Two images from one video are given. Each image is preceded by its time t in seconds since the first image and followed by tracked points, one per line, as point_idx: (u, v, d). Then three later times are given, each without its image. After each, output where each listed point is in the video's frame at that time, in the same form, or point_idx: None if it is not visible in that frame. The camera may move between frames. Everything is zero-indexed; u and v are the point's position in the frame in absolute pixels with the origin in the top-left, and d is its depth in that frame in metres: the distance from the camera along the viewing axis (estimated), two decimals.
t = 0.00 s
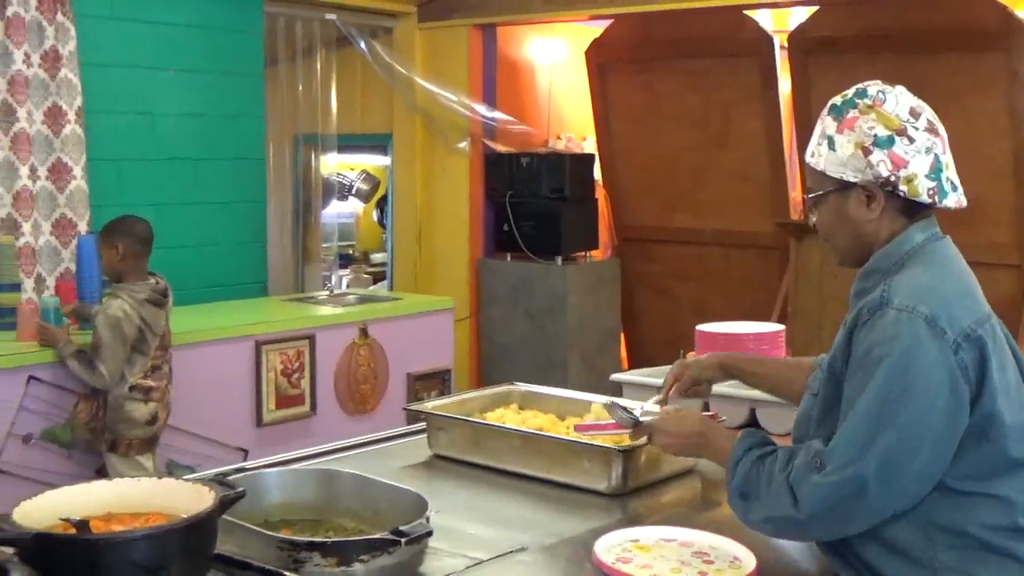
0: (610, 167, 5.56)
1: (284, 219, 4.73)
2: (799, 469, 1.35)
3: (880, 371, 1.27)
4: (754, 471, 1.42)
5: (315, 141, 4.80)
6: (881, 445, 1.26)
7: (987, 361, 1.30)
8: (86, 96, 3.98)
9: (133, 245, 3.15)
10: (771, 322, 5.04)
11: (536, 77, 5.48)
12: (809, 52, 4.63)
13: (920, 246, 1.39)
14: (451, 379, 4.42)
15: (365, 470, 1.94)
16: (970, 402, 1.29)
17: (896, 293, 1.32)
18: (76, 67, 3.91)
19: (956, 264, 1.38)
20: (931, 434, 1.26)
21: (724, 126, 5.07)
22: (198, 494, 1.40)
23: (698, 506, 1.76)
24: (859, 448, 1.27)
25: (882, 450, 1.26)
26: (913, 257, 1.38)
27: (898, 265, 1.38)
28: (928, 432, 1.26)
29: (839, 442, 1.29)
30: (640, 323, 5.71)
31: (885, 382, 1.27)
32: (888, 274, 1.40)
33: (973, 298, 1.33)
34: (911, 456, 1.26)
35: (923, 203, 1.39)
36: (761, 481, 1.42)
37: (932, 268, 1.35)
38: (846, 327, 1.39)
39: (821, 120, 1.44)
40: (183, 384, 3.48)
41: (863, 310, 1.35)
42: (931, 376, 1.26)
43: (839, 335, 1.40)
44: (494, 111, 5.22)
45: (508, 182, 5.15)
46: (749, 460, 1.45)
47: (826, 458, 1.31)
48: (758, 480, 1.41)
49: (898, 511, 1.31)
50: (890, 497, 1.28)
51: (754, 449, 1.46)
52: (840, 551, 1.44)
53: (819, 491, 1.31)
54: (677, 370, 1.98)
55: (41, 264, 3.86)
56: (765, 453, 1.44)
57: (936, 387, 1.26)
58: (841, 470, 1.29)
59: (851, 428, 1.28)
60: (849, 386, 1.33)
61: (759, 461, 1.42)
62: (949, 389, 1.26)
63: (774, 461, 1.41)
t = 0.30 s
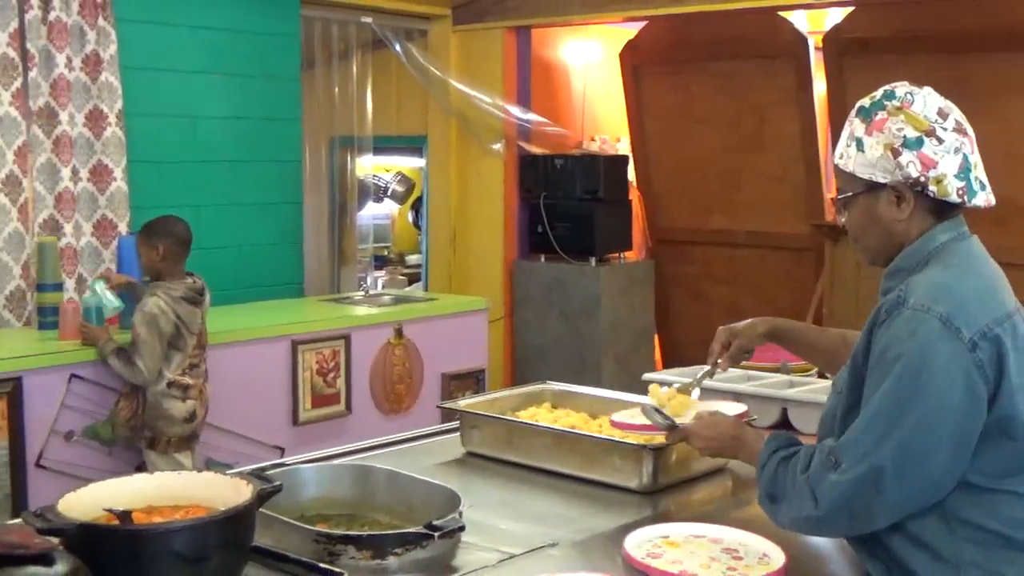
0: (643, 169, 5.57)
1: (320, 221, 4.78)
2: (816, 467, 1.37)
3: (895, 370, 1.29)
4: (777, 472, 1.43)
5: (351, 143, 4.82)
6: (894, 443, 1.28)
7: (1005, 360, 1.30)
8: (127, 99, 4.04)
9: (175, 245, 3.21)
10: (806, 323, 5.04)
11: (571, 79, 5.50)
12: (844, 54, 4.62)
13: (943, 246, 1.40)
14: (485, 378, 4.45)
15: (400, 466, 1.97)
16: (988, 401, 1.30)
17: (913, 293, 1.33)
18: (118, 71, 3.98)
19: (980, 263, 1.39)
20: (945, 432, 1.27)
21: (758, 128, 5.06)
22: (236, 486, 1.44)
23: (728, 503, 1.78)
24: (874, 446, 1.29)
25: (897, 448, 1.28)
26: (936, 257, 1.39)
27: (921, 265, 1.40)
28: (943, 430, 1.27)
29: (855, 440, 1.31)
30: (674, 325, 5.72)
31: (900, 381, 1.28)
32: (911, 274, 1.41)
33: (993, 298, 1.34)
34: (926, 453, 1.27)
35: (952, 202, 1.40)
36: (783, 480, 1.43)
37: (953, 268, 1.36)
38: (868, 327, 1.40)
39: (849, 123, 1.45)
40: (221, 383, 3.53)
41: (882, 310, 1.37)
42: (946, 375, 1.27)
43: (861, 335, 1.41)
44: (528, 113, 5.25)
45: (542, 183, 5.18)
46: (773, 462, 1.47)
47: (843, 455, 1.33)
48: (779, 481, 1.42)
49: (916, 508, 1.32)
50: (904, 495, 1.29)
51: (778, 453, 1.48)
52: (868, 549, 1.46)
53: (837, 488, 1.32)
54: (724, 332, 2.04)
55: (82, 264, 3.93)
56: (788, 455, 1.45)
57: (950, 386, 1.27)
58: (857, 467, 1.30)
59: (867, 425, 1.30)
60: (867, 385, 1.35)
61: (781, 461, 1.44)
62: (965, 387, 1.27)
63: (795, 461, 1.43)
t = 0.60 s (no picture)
0: (680, 170, 5.57)
1: (358, 221, 4.82)
2: (859, 473, 1.36)
3: (933, 370, 1.29)
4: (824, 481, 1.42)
5: (389, 145, 4.88)
6: (937, 444, 1.28)
7: None
8: (169, 102, 4.09)
9: (216, 246, 3.26)
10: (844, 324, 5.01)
11: (607, 81, 5.51)
12: (882, 54, 4.61)
13: (974, 246, 1.41)
14: (521, 378, 4.47)
15: (437, 464, 1.99)
16: None
17: (946, 293, 1.34)
18: (159, 74, 4.03)
19: (1011, 262, 1.40)
20: (986, 429, 1.27)
21: (794, 128, 5.05)
22: (276, 479, 1.47)
23: (761, 502, 1.79)
24: (917, 448, 1.29)
25: (940, 448, 1.27)
26: (968, 257, 1.40)
27: (953, 265, 1.41)
28: (985, 428, 1.27)
29: (897, 443, 1.30)
30: (711, 325, 5.71)
31: (938, 381, 1.28)
32: (942, 273, 1.42)
33: None
34: (970, 452, 1.27)
35: (980, 201, 1.40)
36: (830, 489, 1.42)
37: (984, 266, 1.37)
38: (902, 330, 1.40)
39: (877, 128, 1.46)
40: (260, 382, 3.58)
41: (915, 311, 1.37)
42: (984, 373, 1.27)
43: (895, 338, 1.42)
44: (564, 114, 5.26)
45: (578, 184, 5.20)
46: (819, 470, 1.46)
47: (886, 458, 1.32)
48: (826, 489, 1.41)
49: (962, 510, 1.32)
50: (951, 495, 1.28)
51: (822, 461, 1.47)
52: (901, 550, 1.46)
53: (882, 493, 1.32)
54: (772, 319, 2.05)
55: (125, 266, 3.99)
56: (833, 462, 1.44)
57: (988, 384, 1.27)
58: (901, 469, 1.30)
59: (908, 427, 1.30)
60: (904, 388, 1.35)
61: (826, 470, 1.43)
62: (1003, 383, 1.28)
63: (839, 468, 1.42)
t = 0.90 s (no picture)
0: (716, 172, 5.56)
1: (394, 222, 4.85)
2: (914, 483, 1.35)
3: (981, 376, 1.29)
4: (881, 494, 1.41)
5: (425, 147, 4.91)
6: (992, 451, 1.27)
7: None
8: (209, 105, 4.14)
9: (258, 247, 3.30)
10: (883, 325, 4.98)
11: (643, 82, 5.52)
12: (921, 54, 4.58)
13: (1017, 246, 1.39)
14: (557, 379, 4.48)
15: (477, 463, 2.01)
16: None
17: (988, 297, 1.34)
18: (200, 77, 4.08)
19: None
20: None
21: (832, 129, 5.03)
22: (322, 477, 1.49)
23: (801, 502, 1.79)
24: (971, 455, 1.28)
25: (995, 455, 1.27)
26: (1009, 257, 1.39)
27: (994, 265, 1.40)
28: None
29: (950, 451, 1.30)
30: (747, 326, 5.69)
31: (987, 387, 1.28)
32: (984, 274, 1.41)
33: None
34: None
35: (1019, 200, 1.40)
36: (887, 502, 1.41)
37: None
38: (946, 334, 1.40)
39: (914, 131, 1.47)
40: (300, 382, 3.61)
41: (958, 314, 1.37)
42: None
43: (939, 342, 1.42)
44: (600, 116, 5.27)
45: (614, 186, 5.21)
46: (876, 484, 1.44)
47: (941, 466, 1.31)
48: (883, 502, 1.40)
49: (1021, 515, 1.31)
50: (1011, 501, 1.28)
51: (878, 474, 1.46)
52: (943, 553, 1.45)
53: (939, 503, 1.31)
54: (831, 324, 2.04)
55: (166, 266, 4.04)
56: (888, 474, 1.43)
57: None
58: (957, 478, 1.29)
59: (961, 435, 1.29)
60: (953, 393, 1.34)
61: (885, 481, 1.42)
62: None
63: (895, 480, 1.40)
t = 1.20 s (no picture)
0: (731, 175, 5.56)
1: (409, 224, 4.87)
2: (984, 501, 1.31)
3: None
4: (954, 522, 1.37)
5: (442, 148, 4.93)
6: None
7: None
8: (229, 106, 4.16)
9: (279, 248, 3.32)
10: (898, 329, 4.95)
11: (659, 85, 5.53)
12: (938, 59, 4.57)
13: None
14: (572, 381, 4.49)
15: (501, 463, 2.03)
16: None
17: (1022, 300, 1.34)
18: (220, 78, 4.10)
19: None
20: None
21: (849, 133, 5.05)
22: (352, 478, 1.51)
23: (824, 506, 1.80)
24: None
25: None
26: None
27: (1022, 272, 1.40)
28: None
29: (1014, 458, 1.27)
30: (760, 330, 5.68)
31: None
32: (1012, 280, 1.41)
33: None
34: None
35: None
36: (961, 530, 1.37)
37: None
38: (979, 342, 1.39)
39: (940, 138, 1.49)
40: (318, 382, 3.63)
41: (990, 319, 1.37)
42: None
43: (972, 351, 1.41)
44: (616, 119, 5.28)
45: (629, 188, 5.22)
46: (947, 513, 1.40)
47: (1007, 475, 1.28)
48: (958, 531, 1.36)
49: None
50: None
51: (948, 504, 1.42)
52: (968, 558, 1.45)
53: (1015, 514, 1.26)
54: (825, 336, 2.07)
55: (184, 266, 4.07)
56: (957, 501, 1.40)
57: None
58: None
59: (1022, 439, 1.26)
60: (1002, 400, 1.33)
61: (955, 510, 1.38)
62: None
63: (965, 505, 1.37)
